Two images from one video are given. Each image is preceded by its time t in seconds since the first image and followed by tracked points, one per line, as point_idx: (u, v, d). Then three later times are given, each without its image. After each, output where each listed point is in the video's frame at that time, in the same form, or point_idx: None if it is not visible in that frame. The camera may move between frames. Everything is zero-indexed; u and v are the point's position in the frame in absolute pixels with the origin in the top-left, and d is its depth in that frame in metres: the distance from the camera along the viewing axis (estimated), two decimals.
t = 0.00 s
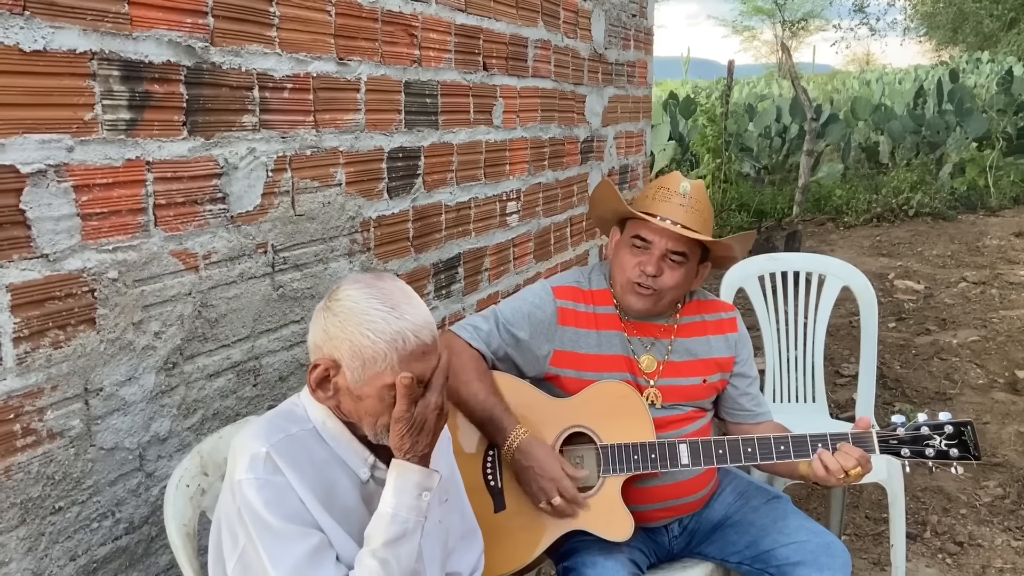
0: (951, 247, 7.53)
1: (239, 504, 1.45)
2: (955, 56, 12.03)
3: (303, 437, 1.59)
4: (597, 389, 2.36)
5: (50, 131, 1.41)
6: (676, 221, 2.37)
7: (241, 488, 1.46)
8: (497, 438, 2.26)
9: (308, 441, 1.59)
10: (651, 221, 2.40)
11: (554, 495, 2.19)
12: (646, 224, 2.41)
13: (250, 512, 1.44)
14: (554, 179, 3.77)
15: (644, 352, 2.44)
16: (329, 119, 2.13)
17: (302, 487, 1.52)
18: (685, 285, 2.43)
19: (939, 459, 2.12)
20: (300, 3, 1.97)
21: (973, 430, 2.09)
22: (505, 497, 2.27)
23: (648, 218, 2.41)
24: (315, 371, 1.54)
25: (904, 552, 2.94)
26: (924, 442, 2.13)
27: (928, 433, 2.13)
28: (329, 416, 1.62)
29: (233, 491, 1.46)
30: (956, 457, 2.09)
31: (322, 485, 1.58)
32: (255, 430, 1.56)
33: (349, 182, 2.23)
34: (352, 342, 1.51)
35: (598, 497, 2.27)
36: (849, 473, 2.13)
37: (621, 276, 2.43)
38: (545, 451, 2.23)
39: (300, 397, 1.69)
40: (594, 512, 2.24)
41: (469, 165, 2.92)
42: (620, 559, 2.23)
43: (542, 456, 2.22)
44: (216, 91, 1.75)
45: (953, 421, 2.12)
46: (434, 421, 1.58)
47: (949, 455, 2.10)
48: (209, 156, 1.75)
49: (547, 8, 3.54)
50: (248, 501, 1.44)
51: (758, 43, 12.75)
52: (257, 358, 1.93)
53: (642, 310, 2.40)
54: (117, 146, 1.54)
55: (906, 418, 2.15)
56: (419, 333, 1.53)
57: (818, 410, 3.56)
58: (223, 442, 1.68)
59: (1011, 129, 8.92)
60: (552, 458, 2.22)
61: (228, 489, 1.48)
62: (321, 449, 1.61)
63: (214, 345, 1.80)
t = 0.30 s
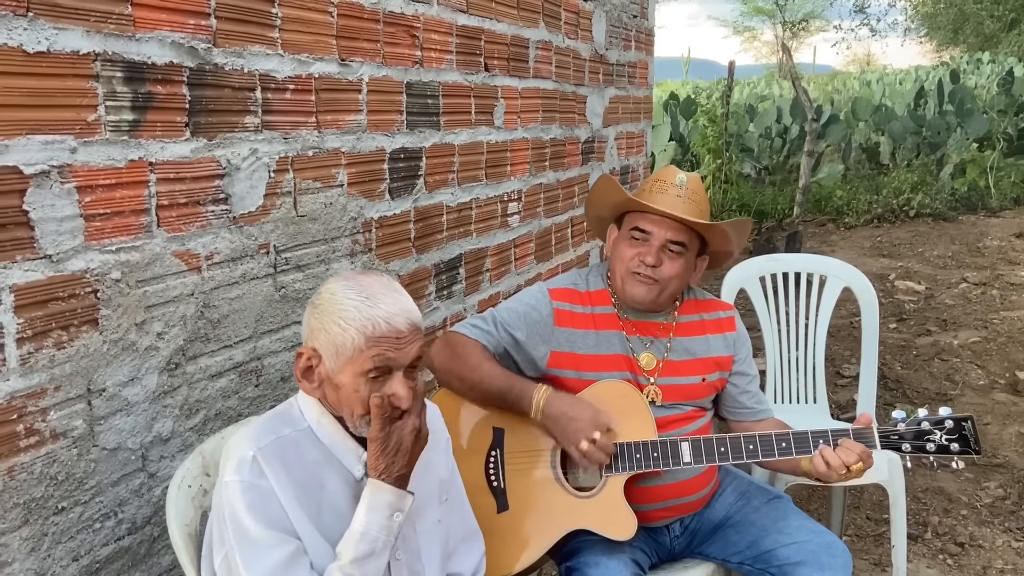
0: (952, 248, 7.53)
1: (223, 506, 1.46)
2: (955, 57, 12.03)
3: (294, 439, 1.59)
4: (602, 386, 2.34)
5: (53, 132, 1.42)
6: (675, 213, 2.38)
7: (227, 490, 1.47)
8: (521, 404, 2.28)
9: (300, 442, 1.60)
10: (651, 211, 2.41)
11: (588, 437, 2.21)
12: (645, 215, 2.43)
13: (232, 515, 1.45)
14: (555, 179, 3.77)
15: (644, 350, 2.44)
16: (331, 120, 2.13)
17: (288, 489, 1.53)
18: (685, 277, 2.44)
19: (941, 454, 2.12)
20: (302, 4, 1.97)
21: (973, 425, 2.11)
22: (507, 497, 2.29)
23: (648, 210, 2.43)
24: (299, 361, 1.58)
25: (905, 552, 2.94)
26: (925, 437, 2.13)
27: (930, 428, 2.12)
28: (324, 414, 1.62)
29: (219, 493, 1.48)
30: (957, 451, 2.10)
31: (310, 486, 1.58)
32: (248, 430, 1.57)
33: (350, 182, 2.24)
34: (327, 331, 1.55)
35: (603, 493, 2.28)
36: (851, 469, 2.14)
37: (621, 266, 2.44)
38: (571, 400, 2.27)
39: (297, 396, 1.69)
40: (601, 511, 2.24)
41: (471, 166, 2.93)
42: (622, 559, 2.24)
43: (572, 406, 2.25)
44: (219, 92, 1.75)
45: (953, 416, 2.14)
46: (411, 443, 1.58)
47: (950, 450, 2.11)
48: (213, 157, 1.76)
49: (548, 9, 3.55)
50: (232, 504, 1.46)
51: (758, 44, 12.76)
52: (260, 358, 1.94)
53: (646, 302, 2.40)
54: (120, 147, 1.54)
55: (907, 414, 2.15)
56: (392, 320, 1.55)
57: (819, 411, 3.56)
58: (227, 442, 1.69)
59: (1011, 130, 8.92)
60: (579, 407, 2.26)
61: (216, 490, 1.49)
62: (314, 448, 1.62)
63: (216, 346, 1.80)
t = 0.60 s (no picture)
0: (953, 248, 7.53)
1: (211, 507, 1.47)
2: (956, 58, 12.03)
3: (281, 440, 1.61)
4: (595, 393, 2.36)
5: (55, 132, 1.42)
6: (675, 223, 2.37)
7: (214, 492, 1.47)
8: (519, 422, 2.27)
9: (287, 443, 1.61)
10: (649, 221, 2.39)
11: (567, 477, 2.18)
12: (644, 224, 2.40)
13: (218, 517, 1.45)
14: (556, 180, 3.77)
15: (644, 353, 2.45)
16: (332, 120, 2.13)
17: (274, 491, 1.54)
18: (683, 286, 2.42)
19: (942, 457, 2.12)
20: (304, 4, 1.97)
21: (976, 429, 2.10)
22: (508, 497, 2.28)
23: (647, 218, 2.41)
24: (281, 354, 1.60)
25: (906, 552, 2.94)
26: (928, 441, 2.13)
27: (932, 432, 2.13)
28: (311, 413, 1.64)
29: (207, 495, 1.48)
30: (959, 455, 2.10)
31: (299, 486, 1.59)
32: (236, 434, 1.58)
33: (351, 182, 2.24)
34: (305, 318, 1.57)
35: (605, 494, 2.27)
36: (868, 465, 2.13)
37: (619, 272, 2.43)
38: (567, 433, 2.24)
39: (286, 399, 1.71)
40: (604, 511, 2.24)
41: (472, 166, 2.93)
42: (622, 560, 2.23)
43: (563, 438, 2.23)
44: (221, 92, 1.75)
45: (956, 420, 2.13)
46: (394, 459, 1.56)
47: (952, 453, 2.11)
48: (214, 158, 1.76)
49: (549, 10, 3.55)
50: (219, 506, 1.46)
51: (759, 45, 12.76)
52: (261, 358, 1.94)
53: (639, 310, 2.40)
54: (122, 147, 1.54)
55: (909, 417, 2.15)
56: (368, 303, 1.59)
57: (820, 411, 3.56)
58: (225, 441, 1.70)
59: (1012, 130, 8.92)
60: (572, 440, 2.23)
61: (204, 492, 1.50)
62: (302, 447, 1.63)
63: (218, 345, 1.80)
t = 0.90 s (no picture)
0: (952, 248, 7.53)
1: (217, 515, 1.45)
2: (956, 58, 12.02)
3: (286, 445, 1.60)
4: (602, 391, 2.36)
5: (53, 132, 1.42)
6: (674, 232, 2.35)
7: (222, 502, 1.46)
8: (508, 429, 2.26)
9: (292, 448, 1.61)
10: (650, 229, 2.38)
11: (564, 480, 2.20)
12: (643, 232, 2.39)
13: (228, 526, 1.44)
14: (556, 179, 3.78)
15: (646, 358, 2.44)
16: (331, 120, 2.13)
17: (281, 497, 1.53)
18: (683, 294, 2.41)
19: (944, 461, 2.13)
20: (303, 4, 1.97)
21: (978, 433, 2.10)
22: (507, 498, 2.28)
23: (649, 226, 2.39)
24: (311, 356, 1.59)
25: (906, 553, 2.94)
26: (929, 445, 2.13)
27: (934, 436, 2.12)
28: (314, 417, 1.64)
29: (211, 503, 1.47)
30: (961, 460, 2.11)
31: (305, 490, 1.59)
32: (240, 441, 1.56)
33: (351, 183, 2.24)
34: (338, 316, 1.58)
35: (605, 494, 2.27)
36: (866, 468, 2.10)
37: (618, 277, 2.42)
38: (557, 434, 2.24)
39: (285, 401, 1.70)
40: (606, 511, 2.24)
41: (471, 167, 2.93)
42: (622, 561, 2.23)
43: (555, 443, 2.22)
44: (220, 92, 1.75)
45: (958, 424, 2.12)
46: None
47: (954, 458, 2.11)
48: (213, 158, 1.76)
49: (548, 10, 3.55)
50: (227, 515, 1.44)
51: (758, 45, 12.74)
52: (260, 359, 1.94)
53: (636, 318, 2.40)
54: (121, 147, 1.54)
55: (911, 421, 2.14)
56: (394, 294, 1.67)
57: (820, 412, 3.56)
58: (223, 443, 1.70)
59: (1012, 130, 8.92)
60: (563, 443, 2.23)
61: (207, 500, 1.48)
62: (306, 452, 1.63)
63: (217, 346, 1.80)
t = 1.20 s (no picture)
0: (951, 248, 7.53)
1: (218, 522, 1.45)
2: (955, 58, 12.02)
3: (287, 450, 1.59)
4: (593, 391, 2.36)
5: (51, 133, 1.41)
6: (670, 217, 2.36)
7: (222, 508, 1.45)
8: (502, 432, 2.27)
9: (293, 453, 1.60)
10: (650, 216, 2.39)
11: (558, 485, 2.19)
12: (643, 218, 2.42)
13: (230, 534, 1.43)
14: (555, 180, 3.78)
15: (641, 354, 2.44)
16: (330, 120, 2.13)
17: (282, 503, 1.53)
18: (681, 281, 2.42)
19: (936, 451, 2.11)
20: (301, 4, 1.97)
21: (970, 422, 2.09)
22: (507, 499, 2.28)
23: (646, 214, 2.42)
24: (329, 365, 1.58)
25: (904, 553, 2.93)
26: (922, 435, 2.12)
27: (926, 425, 2.11)
28: (315, 421, 1.63)
29: (212, 509, 1.46)
30: (953, 448, 2.10)
31: (307, 496, 1.59)
32: (240, 448, 1.56)
33: (349, 183, 2.24)
34: (355, 323, 1.57)
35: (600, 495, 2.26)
36: (858, 457, 2.11)
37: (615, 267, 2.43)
38: (550, 439, 2.24)
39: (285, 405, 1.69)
40: (605, 513, 2.24)
41: (470, 167, 2.93)
42: (620, 560, 2.23)
43: (548, 446, 2.22)
44: (218, 93, 1.75)
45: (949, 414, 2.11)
46: None
47: (946, 447, 2.10)
48: (211, 158, 1.75)
49: (547, 10, 3.54)
50: (229, 523, 1.44)
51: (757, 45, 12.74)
52: (258, 359, 1.93)
53: (637, 306, 2.38)
54: (118, 148, 1.54)
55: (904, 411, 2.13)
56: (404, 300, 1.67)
57: (819, 411, 3.56)
58: (221, 445, 1.69)
59: (1011, 130, 8.92)
60: (555, 447, 2.22)
61: (207, 507, 1.47)
62: (307, 457, 1.62)
63: (214, 346, 1.80)
